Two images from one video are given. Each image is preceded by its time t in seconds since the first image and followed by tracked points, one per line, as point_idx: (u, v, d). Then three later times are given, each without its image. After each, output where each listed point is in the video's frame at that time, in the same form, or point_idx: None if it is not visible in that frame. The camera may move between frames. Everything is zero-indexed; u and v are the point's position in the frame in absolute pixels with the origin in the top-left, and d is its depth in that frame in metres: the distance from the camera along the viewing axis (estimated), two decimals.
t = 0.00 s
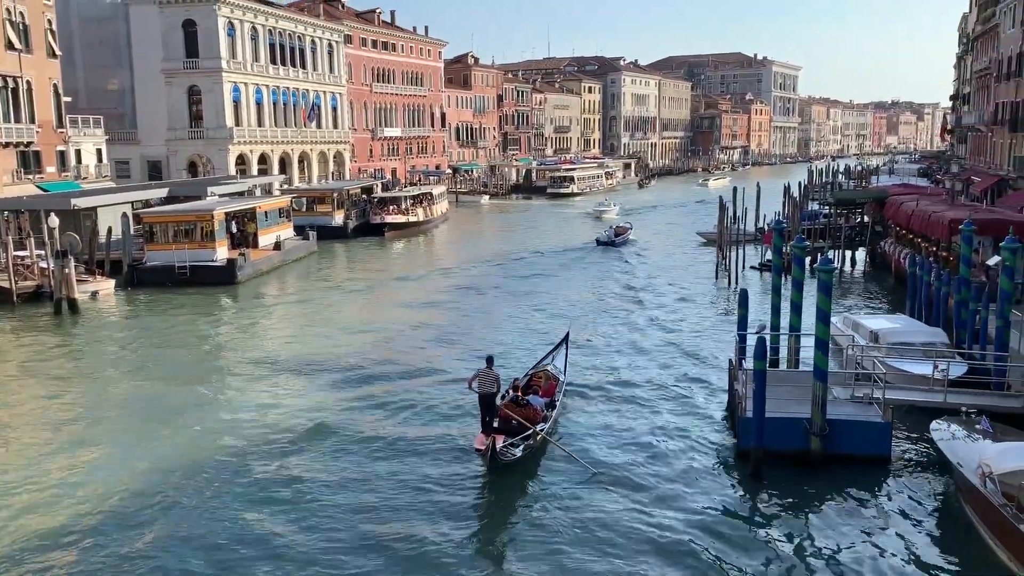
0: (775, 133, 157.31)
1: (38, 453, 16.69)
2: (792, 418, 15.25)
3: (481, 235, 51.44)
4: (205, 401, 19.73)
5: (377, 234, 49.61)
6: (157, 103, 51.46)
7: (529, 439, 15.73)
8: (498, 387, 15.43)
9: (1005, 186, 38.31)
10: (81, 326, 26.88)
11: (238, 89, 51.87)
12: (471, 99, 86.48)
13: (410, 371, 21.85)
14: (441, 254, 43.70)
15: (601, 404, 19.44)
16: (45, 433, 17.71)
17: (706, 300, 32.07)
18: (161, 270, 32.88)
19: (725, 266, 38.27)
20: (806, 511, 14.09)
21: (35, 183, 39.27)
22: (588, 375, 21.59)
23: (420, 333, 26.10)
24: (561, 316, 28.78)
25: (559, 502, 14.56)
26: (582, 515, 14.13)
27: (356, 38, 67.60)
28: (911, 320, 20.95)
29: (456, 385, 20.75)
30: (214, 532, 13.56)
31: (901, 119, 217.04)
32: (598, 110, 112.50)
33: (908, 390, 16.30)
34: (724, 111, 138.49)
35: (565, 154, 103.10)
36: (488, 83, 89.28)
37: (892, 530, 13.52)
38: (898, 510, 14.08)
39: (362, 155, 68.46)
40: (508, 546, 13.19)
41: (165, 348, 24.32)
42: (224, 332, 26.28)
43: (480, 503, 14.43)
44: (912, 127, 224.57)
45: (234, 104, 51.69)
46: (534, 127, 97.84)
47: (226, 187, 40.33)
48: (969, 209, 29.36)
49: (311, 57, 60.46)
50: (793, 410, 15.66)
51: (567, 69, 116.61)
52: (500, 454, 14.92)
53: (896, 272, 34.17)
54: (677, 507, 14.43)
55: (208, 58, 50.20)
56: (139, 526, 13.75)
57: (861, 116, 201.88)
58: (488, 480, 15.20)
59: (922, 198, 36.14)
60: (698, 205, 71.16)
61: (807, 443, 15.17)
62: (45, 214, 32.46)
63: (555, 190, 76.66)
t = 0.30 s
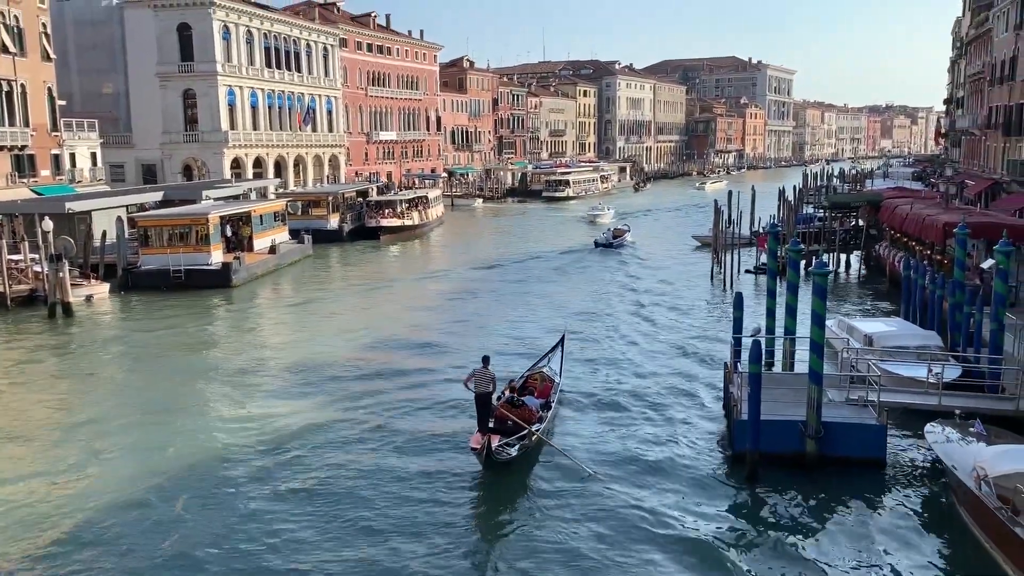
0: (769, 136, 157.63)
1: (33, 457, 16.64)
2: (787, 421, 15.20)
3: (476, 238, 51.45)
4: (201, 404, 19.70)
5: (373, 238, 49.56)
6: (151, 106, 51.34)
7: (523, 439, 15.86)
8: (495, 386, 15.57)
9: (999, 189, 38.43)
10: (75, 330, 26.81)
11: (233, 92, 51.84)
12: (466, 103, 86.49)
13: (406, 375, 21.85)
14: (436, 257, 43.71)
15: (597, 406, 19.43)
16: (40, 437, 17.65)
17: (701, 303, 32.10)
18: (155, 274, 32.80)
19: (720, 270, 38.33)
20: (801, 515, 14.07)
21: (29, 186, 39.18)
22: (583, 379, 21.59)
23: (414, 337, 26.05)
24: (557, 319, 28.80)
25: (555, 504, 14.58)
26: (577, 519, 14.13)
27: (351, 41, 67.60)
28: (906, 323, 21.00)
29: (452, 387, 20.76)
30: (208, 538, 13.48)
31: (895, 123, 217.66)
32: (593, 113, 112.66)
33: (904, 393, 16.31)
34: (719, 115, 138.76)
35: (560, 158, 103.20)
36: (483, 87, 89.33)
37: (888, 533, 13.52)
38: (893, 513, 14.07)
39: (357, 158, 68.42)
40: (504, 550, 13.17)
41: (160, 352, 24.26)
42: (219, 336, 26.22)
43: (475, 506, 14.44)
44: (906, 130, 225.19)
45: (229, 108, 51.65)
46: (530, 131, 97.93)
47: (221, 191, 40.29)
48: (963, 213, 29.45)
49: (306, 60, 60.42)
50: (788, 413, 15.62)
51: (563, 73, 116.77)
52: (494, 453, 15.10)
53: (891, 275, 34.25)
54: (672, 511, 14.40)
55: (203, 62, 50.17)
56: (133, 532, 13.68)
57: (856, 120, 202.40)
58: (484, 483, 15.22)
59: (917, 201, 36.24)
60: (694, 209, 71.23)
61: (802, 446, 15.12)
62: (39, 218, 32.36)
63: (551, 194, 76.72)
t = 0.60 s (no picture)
0: (765, 139, 157.96)
1: (29, 459, 16.63)
2: (784, 422, 15.26)
3: (472, 241, 51.44)
4: (197, 407, 19.70)
5: (369, 241, 49.55)
6: (147, 109, 51.25)
7: (520, 438, 16.04)
8: (491, 386, 15.56)
9: (994, 192, 38.56)
10: (71, 333, 26.75)
11: (229, 96, 51.80)
12: (462, 106, 86.54)
13: (402, 377, 21.88)
14: (433, 260, 43.72)
15: (593, 408, 19.51)
16: (36, 439, 17.66)
17: (697, 305, 32.20)
18: (151, 277, 32.73)
19: (716, 272, 38.42)
20: (797, 515, 14.13)
21: (25, 189, 39.10)
22: (580, 381, 21.66)
23: (411, 339, 26.08)
24: (552, 322, 28.87)
25: (551, 505, 14.65)
26: (573, 519, 14.20)
27: (347, 45, 67.60)
28: (901, 325, 21.06)
29: (449, 390, 20.81)
30: (204, 541, 13.45)
31: (890, 126, 218.34)
32: (589, 117, 112.82)
33: (900, 395, 16.34)
34: (715, 118, 139.04)
35: (556, 161, 103.29)
36: (479, 90, 89.39)
37: (882, 534, 13.60)
38: (889, 515, 14.12)
39: (353, 162, 68.40)
40: (501, 553, 13.17)
41: (156, 355, 24.25)
42: (215, 338, 26.21)
43: (471, 507, 14.52)
44: (901, 134, 225.91)
45: (225, 111, 51.61)
46: (526, 134, 98.05)
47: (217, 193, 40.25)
48: (957, 216, 29.57)
49: (302, 63, 60.38)
50: (785, 415, 15.69)
51: (559, 76, 116.92)
52: (491, 452, 15.36)
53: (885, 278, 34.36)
54: (669, 512, 14.47)
55: (198, 65, 50.15)
56: (129, 535, 13.65)
57: (851, 123, 203.00)
58: (480, 483, 15.34)
59: (912, 204, 36.37)
60: (690, 212, 71.36)
61: (798, 448, 15.20)
62: (34, 222, 32.31)
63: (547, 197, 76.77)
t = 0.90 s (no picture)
0: (760, 143, 158.17)
1: (25, 462, 16.58)
2: (779, 426, 15.27)
3: (469, 244, 51.46)
4: (194, 409, 19.68)
5: (365, 244, 49.51)
6: (143, 111, 51.17)
7: (517, 440, 16.10)
8: (487, 385, 16.21)
9: (989, 195, 38.65)
10: (66, 336, 26.63)
11: (225, 98, 51.76)
12: (459, 109, 86.57)
13: (399, 379, 21.87)
14: (429, 263, 43.71)
15: (590, 410, 19.51)
16: (32, 442, 17.62)
17: (693, 308, 32.23)
18: (146, 280, 32.68)
19: (712, 275, 38.47)
20: (792, 518, 14.13)
21: (20, 192, 39.01)
22: (577, 383, 21.66)
23: (408, 342, 26.07)
24: (549, 325, 28.86)
25: (548, 507, 14.65)
26: (570, 520, 14.21)
27: (343, 48, 67.63)
28: (898, 328, 21.09)
29: (446, 392, 20.80)
30: (199, 545, 13.36)
31: (885, 129, 218.89)
32: (585, 120, 112.93)
33: (896, 397, 16.36)
34: (711, 121, 139.25)
35: (552, 164, 103.37)
36: (476, 93, 89.42)
37: (878, 537, 13.60)
38: (884, 518, 14.12)
39: (349, 164, 68.38)
40: (499, 557, 13.11)
41: (152, 358, 24.21)
42: (211, 341, 26.17)
43: (467, 509, 14.52)
44: (896, 136, 226.53)
45: (221, 113, 51.56)
46: (522, 137, 98.11)
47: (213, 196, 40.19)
48: (953, 219, 29.65)
49: (299, 66, 60.37)
50: (782, 418, 15.70)
51: (555, 79, 117.07)
52: (487, 454, 15.39)
53: (881, 281, 34.39)
54: (665, 514, 14.47)
55: (195, 68, 50.10)
56: (124, 539, 13.55)
57: (846, 126, 203.47)
58: (476, 485, 15.34)
59: (908, 207, 36.43)
60: (686, 215, 71.46)
61: (793, 451, 15.22)
62: (30, 224, 32.24)
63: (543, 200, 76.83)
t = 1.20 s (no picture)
0: (757, 145, 158.42)
1: (20, 465, 16.52)
2: (776, 429, 15.28)
3: (465, 247, 51.48)
4: (190, 412, 19.64)
5: (362, 246, 49.48)
6: (139, 114, 51.13)
7: (513, 440, 16.20)
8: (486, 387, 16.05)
9: (984, 198, 38.73)
10: (61, 339, 26.57)
11: (221, 101, 51.73)
12: (455, 111, 86.59)
13: (396, 382, 21.84)
14: (426, 266, 43.72)
15: (587, 413, 19.49)
16: (27, 445, 17.56)
17: (690, 311, 32.25)
18: (143, 283, 32.60)
19: (709, 278, 38.52)
20: (789, 521, 14.12)
21: (16, 195, 38.93)
22: (573, 386, 21.66)
23: (404, 345, 26.04)
24: (546, 327, 28.86)
25: (546, 509, 14.64)
26: (567, 523, 14.20)
27: (340, 51, 67.64)
28: (894, 331, 21.13)
29: (442, 395, 20.78)
30: (195, 549, 13.30)
31: (881, 132, 219.43)
32: (581, 123, 113.07)
33: (892, 400, 16.38)
34: (707, 124, 139.46)
35: (549, 166, 103.47)
36: (472, 96, 89.48)
37: (875, 541, 13.59)
38: (881, 521, 14.12)
39: (346, 167, 68.38)
40: (495, 559, 13.08)
41: (148, 361, 24.15)
42: (207, 344, 26.11)
43: (464, 511, 14.50)
44: (892, 139, 227.10)
45: (217, 116, 51.54)
46: (519, 139, 98.20)
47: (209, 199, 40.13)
48: (948, 222, 29.74)
49: (295, 69, 60.37)
50: (778, 421, 15.72)
51: (551, 82, 117.22)
52: (484, 454, 15.42)
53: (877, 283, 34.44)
54: (662, 516, 14.47)
55: (191, 70, 50.07)
56: (119, 543, 13.51)
57: (842, 129, 203.94)
58: (473, 488, 15.33)
59: (903, 210, 36.50)
60: (682, 217, 71.58)
61: (791, 454, 15.22)
62: (26, 227, 32.17)
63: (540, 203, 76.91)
